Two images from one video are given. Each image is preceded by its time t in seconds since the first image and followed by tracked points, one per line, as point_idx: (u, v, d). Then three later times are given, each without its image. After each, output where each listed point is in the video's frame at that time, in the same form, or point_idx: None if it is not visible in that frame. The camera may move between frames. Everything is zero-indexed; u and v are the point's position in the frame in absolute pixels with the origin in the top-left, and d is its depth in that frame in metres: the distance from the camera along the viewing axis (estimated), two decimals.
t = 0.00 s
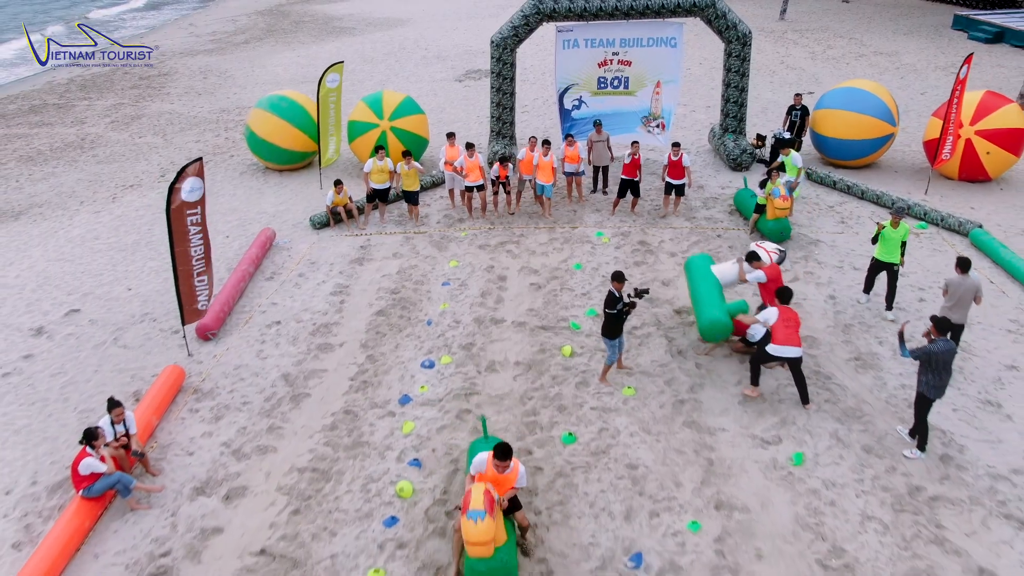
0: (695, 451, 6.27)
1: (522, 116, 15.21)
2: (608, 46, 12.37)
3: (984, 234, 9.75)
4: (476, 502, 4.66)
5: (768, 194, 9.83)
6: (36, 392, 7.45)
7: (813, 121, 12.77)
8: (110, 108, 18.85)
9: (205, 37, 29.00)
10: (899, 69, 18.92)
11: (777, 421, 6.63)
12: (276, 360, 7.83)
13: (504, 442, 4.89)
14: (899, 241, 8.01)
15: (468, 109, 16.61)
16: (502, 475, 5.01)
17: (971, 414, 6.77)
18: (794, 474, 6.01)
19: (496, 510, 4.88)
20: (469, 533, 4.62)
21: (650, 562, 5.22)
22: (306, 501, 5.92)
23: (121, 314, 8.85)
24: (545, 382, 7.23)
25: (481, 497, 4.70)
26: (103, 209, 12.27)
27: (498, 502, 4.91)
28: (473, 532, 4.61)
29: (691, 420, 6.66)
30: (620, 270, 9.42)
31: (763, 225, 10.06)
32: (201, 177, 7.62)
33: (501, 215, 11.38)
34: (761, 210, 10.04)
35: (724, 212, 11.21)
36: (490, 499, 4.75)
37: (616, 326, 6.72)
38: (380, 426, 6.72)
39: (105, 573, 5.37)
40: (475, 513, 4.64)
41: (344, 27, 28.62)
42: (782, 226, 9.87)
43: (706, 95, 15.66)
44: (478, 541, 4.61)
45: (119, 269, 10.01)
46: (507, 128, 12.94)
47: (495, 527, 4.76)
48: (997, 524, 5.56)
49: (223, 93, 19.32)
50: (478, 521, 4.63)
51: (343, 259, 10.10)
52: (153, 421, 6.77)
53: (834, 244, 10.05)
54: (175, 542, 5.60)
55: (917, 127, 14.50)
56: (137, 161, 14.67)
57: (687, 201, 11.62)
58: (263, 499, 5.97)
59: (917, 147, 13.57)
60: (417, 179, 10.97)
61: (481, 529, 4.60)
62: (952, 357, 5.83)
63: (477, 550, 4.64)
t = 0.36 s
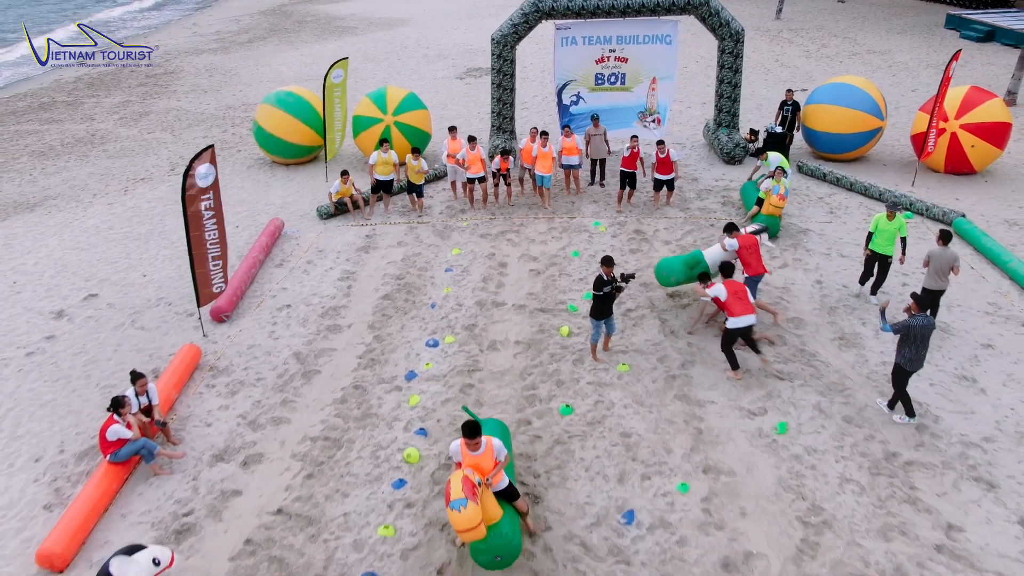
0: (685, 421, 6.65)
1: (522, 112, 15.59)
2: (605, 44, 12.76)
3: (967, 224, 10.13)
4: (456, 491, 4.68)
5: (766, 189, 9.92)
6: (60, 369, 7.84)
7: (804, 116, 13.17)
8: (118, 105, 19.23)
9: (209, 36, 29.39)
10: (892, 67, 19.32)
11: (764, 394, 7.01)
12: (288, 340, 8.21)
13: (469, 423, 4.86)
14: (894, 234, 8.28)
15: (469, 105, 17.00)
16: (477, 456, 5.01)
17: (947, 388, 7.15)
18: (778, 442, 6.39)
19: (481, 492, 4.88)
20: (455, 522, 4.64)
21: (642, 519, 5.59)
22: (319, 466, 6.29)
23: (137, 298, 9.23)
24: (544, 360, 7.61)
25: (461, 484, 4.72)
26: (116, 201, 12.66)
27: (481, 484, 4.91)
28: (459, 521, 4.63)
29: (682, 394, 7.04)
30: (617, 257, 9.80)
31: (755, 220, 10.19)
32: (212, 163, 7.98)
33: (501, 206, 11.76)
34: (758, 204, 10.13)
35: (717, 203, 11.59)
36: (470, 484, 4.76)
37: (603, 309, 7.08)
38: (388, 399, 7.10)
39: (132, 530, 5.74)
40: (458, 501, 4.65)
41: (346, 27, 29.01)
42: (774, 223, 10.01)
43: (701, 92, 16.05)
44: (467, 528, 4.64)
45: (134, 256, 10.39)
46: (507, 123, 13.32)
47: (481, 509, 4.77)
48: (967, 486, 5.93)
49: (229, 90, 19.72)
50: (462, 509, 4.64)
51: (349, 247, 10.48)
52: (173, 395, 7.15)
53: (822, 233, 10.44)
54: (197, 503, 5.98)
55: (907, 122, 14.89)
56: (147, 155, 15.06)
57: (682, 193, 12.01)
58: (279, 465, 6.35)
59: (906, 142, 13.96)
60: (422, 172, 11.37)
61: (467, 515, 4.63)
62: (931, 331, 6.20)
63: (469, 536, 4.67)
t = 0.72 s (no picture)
0: (677, 398, 6.98)
1: (522, 110, 15.93)
2: (603, 42, 13.10)
3: (953, 215, 10.47)
4: (458, 522, 4.67)
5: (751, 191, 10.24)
6: (79, 351, 8.18)
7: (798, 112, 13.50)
8: (125, 103, 19.56)
9: (212, 37, 29.73)
10: (885, 65, 19.67)
11: (753, 373, 7.35)
12: (297, 324, 8.55)
13: (472, 438, 4.74)
14: (886, 233, 8.34)
15: (470, 103, 17.35)
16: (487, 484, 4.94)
17: (929, 368, 7.49)
18: (765, 417, 6.72)
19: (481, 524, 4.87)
20: (449, 551, 4.65)
21: (636, 486, 5.92)
22: (330, 439, 6.62)
23: (151, 286, 9.56)
24: (543, 342, 7.95)
25: (465, 518, 4.70)
26: (126, 195, 13.00)
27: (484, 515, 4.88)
28: (454, 553, 4.63)
29: (675, 373, 7.38)
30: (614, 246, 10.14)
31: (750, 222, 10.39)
32: (230, 155, 8.39)
33: (502, 199, 12.11)
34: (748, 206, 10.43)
35: (712, 196, 11.93)
36: (474, 518, 4.74)
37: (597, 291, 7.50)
38: (394, 378, 7.44)
39: (154, 497, 6.07)
40: (457, 532, 4.66)
41: (348, 26, 29.35)
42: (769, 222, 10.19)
43: (697, 89, 16.39)
44: (457, 560, 4.64)
45: (146, 247, 10.73)
46: (507, 119, 13.67)
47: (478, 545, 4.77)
48: (944, 457, 6.27)
49: (234, 89, 20.05)
50: (459, 541, 4.64)
51: (355, 238, 10.81)
52: (189, 374, 7.49)
53: (813, 224, 10.78)
54: (215, 473, 6.31)
55: (898, 119, 15.24)
56: (155, 151, 15.40)
57: (678, 187, 12.35)
58: (292, 438, 6.68)
59: (896, 138, 14.30)
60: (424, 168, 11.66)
61: (462, 549, 4.63)
62: (915, 313, 6.50)
63: (458, 569, 4.68)
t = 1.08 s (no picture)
0: (672, 379, 7.28)
1: (522, 107, 16.23)
2: (601, 40, 13.41)
3: (942, 207, 10.75)
4: (486, 506, 4.73)
5: (760, 190, 10.15)
6: (95, 337, 8.47)
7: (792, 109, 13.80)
8: (131, 102, 19.86)
9: (215, 37, 30.02)
10: (880, 65, 19.97)
11: (745, 356, 7.64)
12: (305, 312, 8.85)
13: (500, 430, 4.89)
14: (879, 227, 8.61)
15: (471, 101, 17.66)
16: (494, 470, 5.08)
17: (914, 352, 7.79)
18: (756, 397, 7.02)
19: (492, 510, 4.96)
20: (476, 535, 4.66)
21: (631, 460, 6.22)
22: (339, 418, 6.92)
23: (162, 276, 9.85)
24: (543, 328, 8.24)
25: (491, 501, 4.78)
26: (135, 190, 13.30)
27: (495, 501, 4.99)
28: (478, 539, 4.67)
29: (670, 356, 7.67)
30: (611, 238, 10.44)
31: (749, 220, 10.39)
32: (237, 146, 8.68)
33: (503, 194, 12.41)
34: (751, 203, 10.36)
35: (708, 191, 12.24)
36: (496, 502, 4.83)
37: (591, 278, 7.89)
38: (399, 361, 7.74)
39: (171, 471, 6.36)
40: (484, 516, 4.70)
41: (350, 27, 29.63)
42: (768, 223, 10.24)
43: (694, 88, 16.70)
44: (482, 545, 4.67)
45: (157, 239, 11.02)
46: (508, 116, 13.97)
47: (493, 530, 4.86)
48: (926, 434, 6.56)
49: (238, 87, 20.35)
50: (486, 525, 4.70)
51: (360, 231, 11.10)
52: (202, 358, 7.78)
53: (806, 217, 11.08)
54: (229, 449, 6.60)
55: (891, 116, 15.54)
56: (163, 148, 15.70)
57: (674, 181, 12.65)
58: (302, 417, 6.98)
59: (889, 134, 14.60)
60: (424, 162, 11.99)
61: (488, 533, 4.68)
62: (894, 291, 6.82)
63: (477, 554, 4.70)
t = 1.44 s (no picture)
0: (667, 364, 7.53)
1: (522, 106, 16.49)
2: (600, 39, 13.66)
3: (932, 202, 10.99)
4: (507, 547, 4.55)
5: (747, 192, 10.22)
6: (107, 326, 8.71)
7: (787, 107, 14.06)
8: (136, 100, 20.12)
9: (218, 36, 30.30)
10: (875, 64, 20.24)
11: (738, 343, 7.89)
12: (311, 302, 9.09)
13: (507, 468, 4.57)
14: (875, 228, 8.69)
15: (472, 100, 17.92)
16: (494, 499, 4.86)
17: (902, 339, 8.04)
18: (748, 381, 7.27)
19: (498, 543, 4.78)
20: None
21: (627, 441, 6.46)
22: (346, 402, 7.16)
23: (171, 268, 10.09)
24: (543, 317, 8.49)
25: (508, 541, 4.60)
26: (142, 186, 13.54)
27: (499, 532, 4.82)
28: None
29: (666, 343, 7.91)
30: (609, 232, 10.70)
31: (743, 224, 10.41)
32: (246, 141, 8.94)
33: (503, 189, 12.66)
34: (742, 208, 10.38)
35: (704, 186, 12.48)
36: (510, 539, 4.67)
37: (578, 270, 8.19)
38: (404, 348, 7.99)
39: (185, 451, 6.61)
40: (504, 558, 4.52)
41: (351, 27, 29.90)
42: (763, 224, 10.29)
43: (691, 86, 16.96)
44: None
45: (165, 233, 11.27)
46: (507, 113, 14.22)
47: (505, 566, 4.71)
48: (912, 416, 6.81)
49: (242, 86, 20.60)
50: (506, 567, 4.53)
51: (363, 225, 11.35)
52: (212, 346, 8.03)
53: (799, 212, 11.33)
54: (240, 431, 6.85)
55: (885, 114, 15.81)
56: (169, 145, 15.96)
57: (671, 178, 12.89)
58: (310, 401, 7.22)
59: (883, 132, 14.86)
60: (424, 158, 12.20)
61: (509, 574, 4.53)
62: (874, 274, 7.18)
63: None
